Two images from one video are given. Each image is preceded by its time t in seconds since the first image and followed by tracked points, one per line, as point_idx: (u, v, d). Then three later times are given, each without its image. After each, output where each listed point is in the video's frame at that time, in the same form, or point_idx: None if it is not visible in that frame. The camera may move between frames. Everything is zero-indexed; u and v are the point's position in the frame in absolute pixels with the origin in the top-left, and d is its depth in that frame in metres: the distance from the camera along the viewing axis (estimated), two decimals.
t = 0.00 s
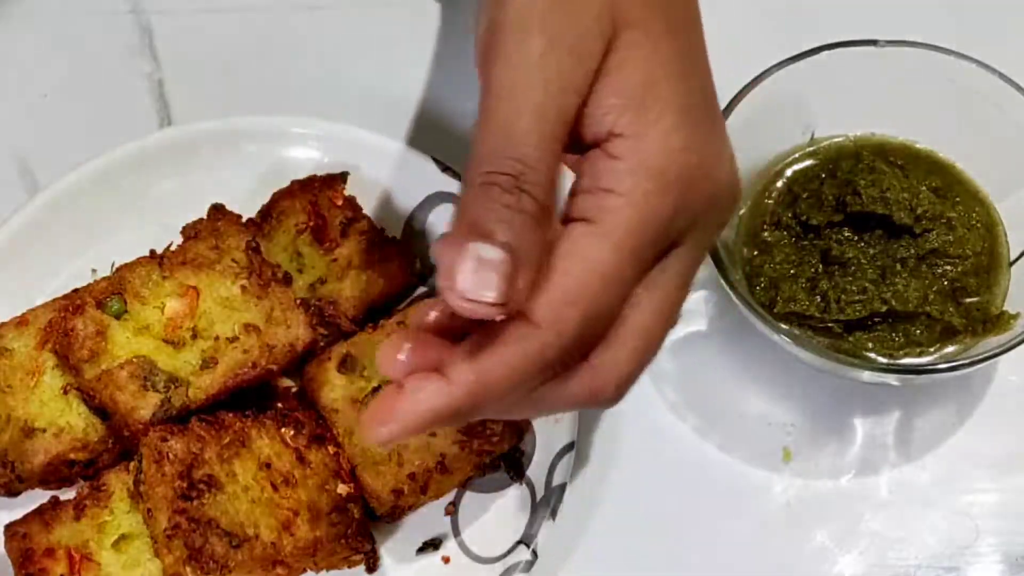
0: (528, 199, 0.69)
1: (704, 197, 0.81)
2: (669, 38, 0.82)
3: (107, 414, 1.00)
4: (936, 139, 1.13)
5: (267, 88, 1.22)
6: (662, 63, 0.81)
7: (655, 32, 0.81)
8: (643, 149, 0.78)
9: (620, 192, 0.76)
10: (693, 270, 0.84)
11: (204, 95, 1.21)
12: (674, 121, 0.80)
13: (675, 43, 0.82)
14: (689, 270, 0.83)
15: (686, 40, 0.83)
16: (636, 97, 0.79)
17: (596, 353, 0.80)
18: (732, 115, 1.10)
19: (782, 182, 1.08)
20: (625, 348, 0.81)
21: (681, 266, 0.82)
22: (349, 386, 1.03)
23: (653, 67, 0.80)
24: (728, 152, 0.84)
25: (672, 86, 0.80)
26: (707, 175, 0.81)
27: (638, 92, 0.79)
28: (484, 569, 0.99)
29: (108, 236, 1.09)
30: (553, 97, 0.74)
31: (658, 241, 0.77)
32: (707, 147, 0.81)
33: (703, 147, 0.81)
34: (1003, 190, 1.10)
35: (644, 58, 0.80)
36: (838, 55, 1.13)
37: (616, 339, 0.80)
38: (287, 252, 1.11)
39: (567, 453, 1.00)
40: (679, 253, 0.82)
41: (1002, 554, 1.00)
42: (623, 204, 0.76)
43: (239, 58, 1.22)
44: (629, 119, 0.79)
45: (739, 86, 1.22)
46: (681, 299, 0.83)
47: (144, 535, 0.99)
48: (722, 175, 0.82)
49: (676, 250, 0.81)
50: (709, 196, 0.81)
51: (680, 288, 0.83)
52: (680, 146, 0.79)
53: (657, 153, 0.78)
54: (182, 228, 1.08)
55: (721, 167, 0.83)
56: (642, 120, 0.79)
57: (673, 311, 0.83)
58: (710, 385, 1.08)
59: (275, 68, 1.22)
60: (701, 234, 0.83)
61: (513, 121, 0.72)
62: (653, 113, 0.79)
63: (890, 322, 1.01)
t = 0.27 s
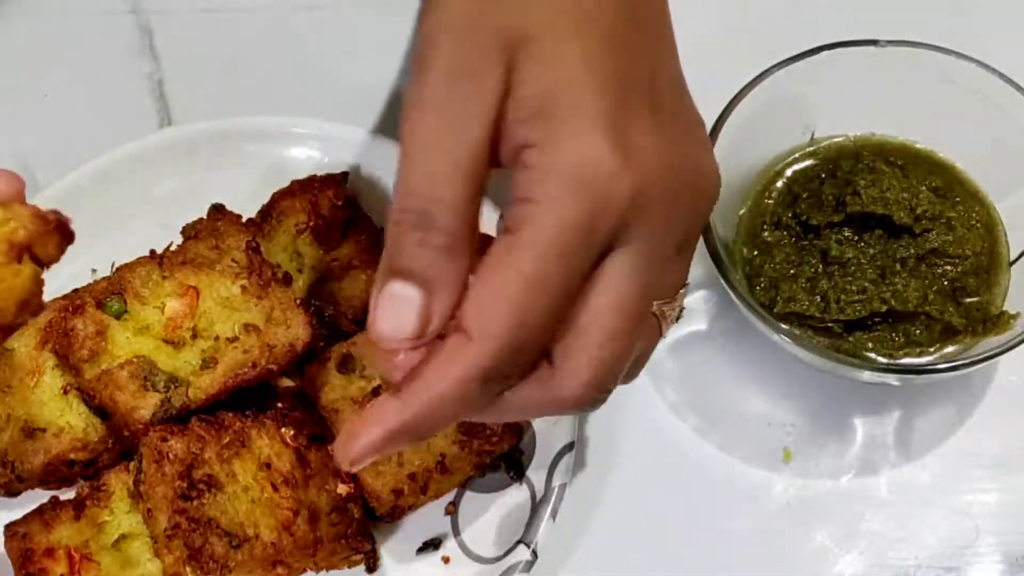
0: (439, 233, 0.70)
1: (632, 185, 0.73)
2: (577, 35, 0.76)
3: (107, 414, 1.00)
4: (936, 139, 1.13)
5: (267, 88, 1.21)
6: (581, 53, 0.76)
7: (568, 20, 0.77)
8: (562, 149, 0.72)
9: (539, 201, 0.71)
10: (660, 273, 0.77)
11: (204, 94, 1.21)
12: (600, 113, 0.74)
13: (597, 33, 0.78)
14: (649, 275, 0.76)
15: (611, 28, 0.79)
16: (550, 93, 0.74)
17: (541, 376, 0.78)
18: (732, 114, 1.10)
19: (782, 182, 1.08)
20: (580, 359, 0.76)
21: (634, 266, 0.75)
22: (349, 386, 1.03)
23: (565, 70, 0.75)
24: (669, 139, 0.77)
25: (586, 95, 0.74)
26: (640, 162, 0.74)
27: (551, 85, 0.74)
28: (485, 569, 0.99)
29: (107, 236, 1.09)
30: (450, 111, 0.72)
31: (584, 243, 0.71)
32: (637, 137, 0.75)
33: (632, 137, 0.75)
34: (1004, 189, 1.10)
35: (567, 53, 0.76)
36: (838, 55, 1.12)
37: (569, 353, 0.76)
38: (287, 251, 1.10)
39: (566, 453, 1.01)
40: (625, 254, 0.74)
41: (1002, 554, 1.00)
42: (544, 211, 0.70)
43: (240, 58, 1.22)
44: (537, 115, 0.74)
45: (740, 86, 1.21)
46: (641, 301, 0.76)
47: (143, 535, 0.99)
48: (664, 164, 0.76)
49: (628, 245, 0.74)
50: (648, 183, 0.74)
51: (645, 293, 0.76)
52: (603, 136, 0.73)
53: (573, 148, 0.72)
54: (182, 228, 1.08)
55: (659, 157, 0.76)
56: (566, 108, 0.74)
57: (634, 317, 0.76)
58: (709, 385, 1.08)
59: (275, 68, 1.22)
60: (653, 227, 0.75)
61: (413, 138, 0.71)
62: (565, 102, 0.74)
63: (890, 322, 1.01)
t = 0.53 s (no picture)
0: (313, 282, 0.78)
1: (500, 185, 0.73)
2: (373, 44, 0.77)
3: (107, 414, 1.00)
4: (936, 138, 1.13)
5: (266, 86, 1.21)
6: (420, 75, 0.76)
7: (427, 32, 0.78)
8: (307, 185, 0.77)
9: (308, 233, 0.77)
10: (521, 271, 0.73)
11: (203, 93, 1.21)
12: (454, 124, 0.74)
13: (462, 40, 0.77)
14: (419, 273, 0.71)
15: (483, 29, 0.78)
16: (387, 123, 0.74)
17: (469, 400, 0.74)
18: (733, 114, 1.10)
19: (782, 182, 1.09)
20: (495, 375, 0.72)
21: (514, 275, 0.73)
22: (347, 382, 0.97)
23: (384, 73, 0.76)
24: (559, 144, 0.78)
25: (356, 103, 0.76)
26: (475, 181, 0.72)
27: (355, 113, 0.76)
28: (485, 569, 0.99)
29: (107, 237, 1.08)
30: (320, 151, 0.77)
31: (428, 267, 0.71)
32: (486, 144, 0.74)
33: (508, 150, 0.74)
34: (1004, 188, 1.10)
35: (403, 60, 0.76)
36: (838, 55, 1.13)
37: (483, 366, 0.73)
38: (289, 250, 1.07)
39: (566, 453, 1.01)
40: (387, 244, 0.71)
41: (1002, 554, 1.00)
42: (391, 238, 0.71)
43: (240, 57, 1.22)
44: (382, 142, 0.73)
45: (740, 85, 1.22)
46: (543, 316, 0.73)
47: (142, 534, 0.99)
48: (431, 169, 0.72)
49: (383, 243, 0.71)
50: (506, 205, 0.73)
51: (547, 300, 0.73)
52: (429, 152, 0.73)
53: (402, 177, 0.72)
54: (183, 228, 1.07)
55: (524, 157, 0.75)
56: (374, 140, 0.74)
57: (541, 337, 0.73)
58: (710, 385, 1.08)
59: (275, 66, 1.22)
60: (511, 245, 0.73)
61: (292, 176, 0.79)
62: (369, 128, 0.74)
63: (890, 322, 1.01)
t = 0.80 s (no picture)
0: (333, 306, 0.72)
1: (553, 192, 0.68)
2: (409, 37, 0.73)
3: (107, 413, 1.00)
4: (936, 138, 1.13)
5: (266, 86, 1.21)
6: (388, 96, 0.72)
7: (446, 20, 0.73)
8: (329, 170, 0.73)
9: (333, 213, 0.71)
10: (588, 271, 0.66)
11: (203, 93, 1.21)
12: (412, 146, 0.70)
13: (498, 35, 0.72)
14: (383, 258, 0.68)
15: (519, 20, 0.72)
16: (362, 146, 0.71)
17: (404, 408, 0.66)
18: (732, 114, 1.10)
19: (782, 182, 1.09)
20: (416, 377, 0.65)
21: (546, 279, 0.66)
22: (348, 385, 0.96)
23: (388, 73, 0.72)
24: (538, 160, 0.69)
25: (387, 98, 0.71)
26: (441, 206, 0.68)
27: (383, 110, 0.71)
28: (485, 568, 0.99)
29: (107, 237, 1.08)
30: (361, 158, 0.70)
31: (492, 272, 0.65)
32: (533, 147, 0.69)
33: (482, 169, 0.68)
34: (1004, 188, 1.10)
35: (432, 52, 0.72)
36: (838, 54, 1.13)
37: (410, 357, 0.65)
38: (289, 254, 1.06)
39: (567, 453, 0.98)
40: (439, 251, 0.66)
41: (1002, 554, 1.00)
42: (359, 272, 0.68)
43: (240, 57, 1.22)
44: (356, 168, 0.70)
45: (739, 85, 1.22)
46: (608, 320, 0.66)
47: (143, 534, 0.98)
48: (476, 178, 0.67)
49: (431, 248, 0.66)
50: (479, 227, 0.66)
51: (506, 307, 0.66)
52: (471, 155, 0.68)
53: (456, 186, 0.68)
54: (183, 229, 1.08)
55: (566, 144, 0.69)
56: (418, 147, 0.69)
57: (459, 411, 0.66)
58: (709, 385, 1.08)
59: (274, 66, 1.22)
60: (563, 247, 0.67)
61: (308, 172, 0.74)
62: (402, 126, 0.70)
63: (890, 322, 1.01)
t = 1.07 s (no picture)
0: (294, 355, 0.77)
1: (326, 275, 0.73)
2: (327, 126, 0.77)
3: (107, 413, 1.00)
4: (936, 138, 1.13)
5: (266, 85, 1.21)
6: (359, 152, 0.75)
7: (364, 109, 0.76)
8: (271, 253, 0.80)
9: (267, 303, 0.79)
10: (463, 342, 0.71)
11: (203, 92, 1.21)
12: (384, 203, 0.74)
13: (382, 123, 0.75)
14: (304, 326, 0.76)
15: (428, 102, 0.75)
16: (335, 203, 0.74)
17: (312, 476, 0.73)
18: (732, 114, 1.10)
19: (782, 182, 1.09)
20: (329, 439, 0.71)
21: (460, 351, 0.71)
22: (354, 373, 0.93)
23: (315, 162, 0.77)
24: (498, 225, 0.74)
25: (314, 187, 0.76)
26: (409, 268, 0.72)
27: (307, 193, 0.76)
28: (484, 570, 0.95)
29: (107, 237, 1.08)
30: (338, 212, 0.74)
31: (368, 356, 0.71)
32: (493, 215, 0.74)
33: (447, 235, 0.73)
34: (1004, 188, 1.10)
35: (348, 140, 0.75)
36: (838, 54, 1.13)
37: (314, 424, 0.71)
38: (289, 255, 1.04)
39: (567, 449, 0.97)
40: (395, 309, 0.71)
41: (1002, 554, 1.00)
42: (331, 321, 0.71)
43: (240, 57, 1.22)
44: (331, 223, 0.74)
45: (739, 85, 1.22)
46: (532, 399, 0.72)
47: (143, 535, 0.98)
48: (385, 252, 0.72)
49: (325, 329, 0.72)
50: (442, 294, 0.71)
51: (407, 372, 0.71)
52: (371, 240, 0.72)
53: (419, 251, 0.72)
54: (183, 229, 1.07)
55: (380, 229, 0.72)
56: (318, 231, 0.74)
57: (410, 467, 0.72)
58: (710, 385, 1.08)
59: (275, 65, 1.22)
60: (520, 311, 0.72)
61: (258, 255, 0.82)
62: (318, 208, 0.74)
63: (890, 322, 1.01)
